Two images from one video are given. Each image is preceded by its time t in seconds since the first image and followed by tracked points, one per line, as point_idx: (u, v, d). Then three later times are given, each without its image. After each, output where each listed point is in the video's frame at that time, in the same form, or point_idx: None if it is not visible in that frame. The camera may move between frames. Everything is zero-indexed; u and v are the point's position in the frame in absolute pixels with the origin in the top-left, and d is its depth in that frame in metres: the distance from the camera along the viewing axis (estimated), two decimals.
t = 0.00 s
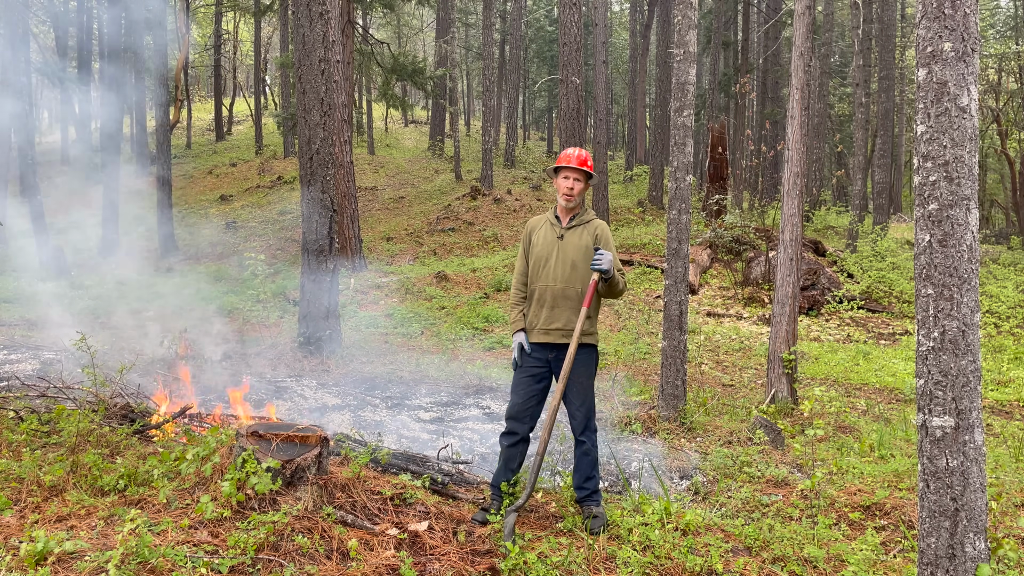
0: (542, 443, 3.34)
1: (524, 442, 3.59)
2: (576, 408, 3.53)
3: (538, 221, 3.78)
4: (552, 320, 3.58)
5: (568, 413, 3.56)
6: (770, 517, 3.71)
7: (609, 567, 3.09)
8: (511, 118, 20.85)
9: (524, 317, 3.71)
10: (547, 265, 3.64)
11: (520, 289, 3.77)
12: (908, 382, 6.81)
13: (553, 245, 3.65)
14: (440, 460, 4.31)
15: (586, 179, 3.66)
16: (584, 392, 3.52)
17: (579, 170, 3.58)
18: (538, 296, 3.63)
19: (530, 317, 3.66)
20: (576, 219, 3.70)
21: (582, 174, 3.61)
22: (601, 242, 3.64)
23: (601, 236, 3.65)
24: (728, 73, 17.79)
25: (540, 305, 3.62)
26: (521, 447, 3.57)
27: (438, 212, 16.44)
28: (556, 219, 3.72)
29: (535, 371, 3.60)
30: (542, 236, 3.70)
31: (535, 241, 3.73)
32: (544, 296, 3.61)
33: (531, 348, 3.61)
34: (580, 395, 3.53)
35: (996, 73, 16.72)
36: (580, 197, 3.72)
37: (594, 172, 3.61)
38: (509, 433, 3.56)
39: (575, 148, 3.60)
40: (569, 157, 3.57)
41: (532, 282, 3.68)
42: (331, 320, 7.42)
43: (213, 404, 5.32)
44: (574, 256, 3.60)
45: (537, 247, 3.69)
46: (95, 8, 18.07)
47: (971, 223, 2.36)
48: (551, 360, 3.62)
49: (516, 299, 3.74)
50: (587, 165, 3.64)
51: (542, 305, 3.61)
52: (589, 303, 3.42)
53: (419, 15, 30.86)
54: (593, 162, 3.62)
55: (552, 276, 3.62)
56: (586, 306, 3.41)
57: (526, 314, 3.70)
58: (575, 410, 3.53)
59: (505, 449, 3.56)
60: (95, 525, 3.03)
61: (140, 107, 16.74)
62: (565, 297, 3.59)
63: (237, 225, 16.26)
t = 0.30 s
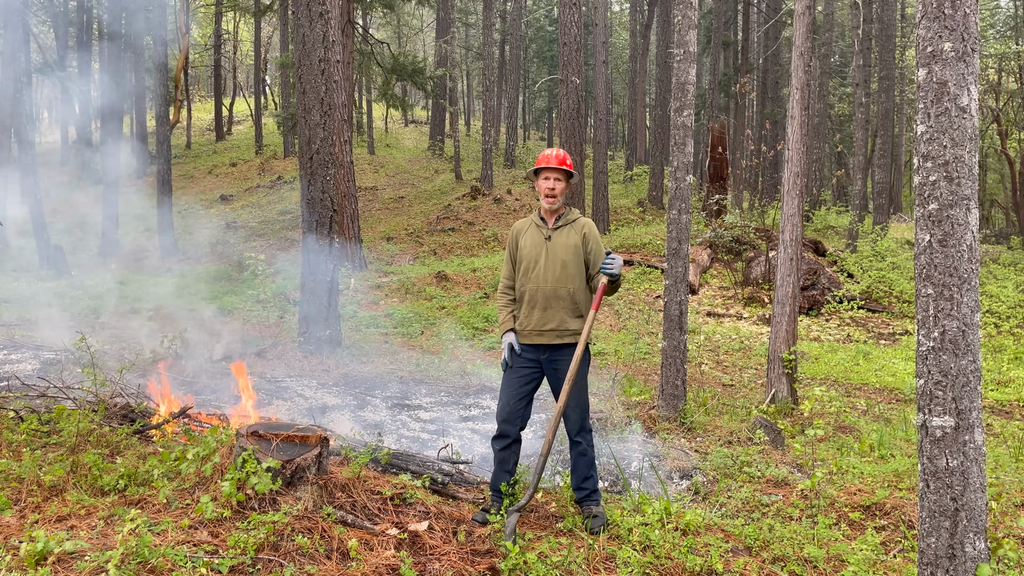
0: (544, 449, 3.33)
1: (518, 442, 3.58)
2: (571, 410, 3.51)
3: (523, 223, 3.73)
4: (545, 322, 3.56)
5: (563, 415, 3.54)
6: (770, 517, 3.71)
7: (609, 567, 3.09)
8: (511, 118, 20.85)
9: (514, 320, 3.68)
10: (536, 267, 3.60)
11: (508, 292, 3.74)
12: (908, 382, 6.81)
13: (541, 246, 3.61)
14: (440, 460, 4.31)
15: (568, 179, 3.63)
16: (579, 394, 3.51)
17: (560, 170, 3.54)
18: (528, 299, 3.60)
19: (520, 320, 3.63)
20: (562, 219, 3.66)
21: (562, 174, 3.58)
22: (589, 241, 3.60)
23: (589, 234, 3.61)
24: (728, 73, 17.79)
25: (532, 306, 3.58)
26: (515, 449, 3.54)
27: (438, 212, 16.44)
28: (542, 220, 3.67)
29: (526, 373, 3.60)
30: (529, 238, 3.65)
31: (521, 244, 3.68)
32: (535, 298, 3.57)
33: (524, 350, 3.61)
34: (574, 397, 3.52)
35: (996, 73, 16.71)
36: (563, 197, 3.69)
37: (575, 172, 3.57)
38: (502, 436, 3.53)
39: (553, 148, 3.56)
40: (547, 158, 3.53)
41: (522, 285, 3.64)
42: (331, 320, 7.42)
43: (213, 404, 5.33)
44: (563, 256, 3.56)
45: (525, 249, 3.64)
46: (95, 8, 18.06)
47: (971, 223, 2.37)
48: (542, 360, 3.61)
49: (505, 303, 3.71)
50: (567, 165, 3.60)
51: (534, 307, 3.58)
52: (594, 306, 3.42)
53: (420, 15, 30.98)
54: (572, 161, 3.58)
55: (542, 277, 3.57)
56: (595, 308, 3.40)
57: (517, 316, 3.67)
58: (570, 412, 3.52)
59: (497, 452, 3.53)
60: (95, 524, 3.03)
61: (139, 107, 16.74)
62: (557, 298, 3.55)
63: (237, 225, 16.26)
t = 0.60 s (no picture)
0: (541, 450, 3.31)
1: (517, 443, 3.58)
2: (569, 410, 3.51)
3: (517, 223, 3.71)
4: (543, 323, 3.55)
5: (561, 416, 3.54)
6: (770, 517, 3.71)
7: (609, 566, 3.09)
8: (511, 118, 20.84)
9: (511, 320, 3.67)
10: (533, 268, 3.59)
11: (503, 293, 3.72)
12: (908, 382, 6.81)
13: (536, 248, 3.60)
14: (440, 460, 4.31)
15: (561, 180, 3.63)
16: (577, 394, 3.51)
17: (556, 170, 3.54)
18: (525, 300, 3.58)
19: (518, 322, 3.61)
20: (556, 219, 3.65)
21: (555, 175, 3.59)
22: (585, 241, 3.62)
23: (585, 235, 3.62)
24: (728, 73, 17.79)
25: (529, 308, 3.57)
26: (514, 449, 3.55)
27: (438, 212, 16.44)
28: (536, 221, 3.66)
29: (522, 372, 3.59)
30: (524, 239, 3.64)
31: (516, 245, 3.66)
32: (533, 299, 3.56)
33: (519, 350, 3.61)
34: (572, 398, 3.51)
35: (996, 73, 16.71)
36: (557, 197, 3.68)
37: (568, 172, 3.57)
38: (500, 436, 3.53)
39: (546, 149, 3.56)
40: (541, 159, 3.52)
41: (519, 286, 3.62)
42: (330, 320, 7.42)
43: (212, 404, 5.34)
44: (559, 257, 3.56)
45: (520, 250, 3.63)
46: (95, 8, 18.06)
47: (971, 223, 2.37)
48: (540, 361, 3.61)
49: (500, 304, 3.68)
50: (560, 165, 3.60)
51: (531, 308, 3.57)
52: (591, 306, 3.43)
53: (420, 15, 31.05)
54: (566, 161, 3.58)
55: (539, 278, 3.57)
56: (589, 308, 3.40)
57: (513, 317, 3.66)
58: (568, 413, 3.51)
59: (496, 452, 3.53)
60: (95, 524, 3.03)
61: (139, 107, 16.73)
62: (555, 299, 3.55)
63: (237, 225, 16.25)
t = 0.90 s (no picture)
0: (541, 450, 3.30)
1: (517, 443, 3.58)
2: (569, 410, 3.51)
3: (516, 223, 3.71)
4: (544, 323, 3.56)
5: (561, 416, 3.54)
6: (770, 517, 3.71)
7: (609, 566, 3.09)
8: (511, 118, 20.83)
9: (511, 321, 3.66)
10: (532, 269, 3.59)
11: (504, 293, 3.71)
12: (907, 382, 6.81)
13: (536, 248, 3.60)
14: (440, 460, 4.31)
15: (560, 180, 3.62)
16: (577, 394, 3.51)
17: (558, 168, 3.54)
18: (526, 300, 3.58)
19: (519, 322, 3.61)
20: (556, 219, 3.65)
21: (555, 174, 3.58)
22: (585, 241, 3.62)
23: (585, 234, 3.62)
24: (728, 73, 17.79)
25: (530, 308, 3.57)
26: (515, 449, 3.54)
27: (438, 212, 16.43)
28: (536, 221, 3.66)
29: (522, 372, 3.59)
30: (524, 238, 3.63)
31: (516, 245, 3.65)
32: (533, 300, 3.56)
33: (520, 350, 3.60)
34: (572, 398, 3.51)
35: (996, 73, 16.70)
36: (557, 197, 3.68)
37: (567, 172, 3.57)
38: (501, 437, 3.53)
39: (546, 148, 3.55)
40: (540, 159, 3.52)
41: (519, 286, 3.62)
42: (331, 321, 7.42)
43: (213, 404, 5.34)
44: (560, 256, 3.56)
45: (521, 250, 3.62)
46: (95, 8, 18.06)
47: (971, 223, 2.36)
48: (540, 361, 3.61)
49: (500, 304, 3.68)
50: (560, 164, 3.59)
51: (532, 309, 3.57)
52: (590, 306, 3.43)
53: (420, 15, 31.09)
54: (565, 161, 3.58)
55: (539, 279, 3.56)
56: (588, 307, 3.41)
57: (514, 318, 3.65)
58: (569, 413, 3.51)
59: (496, 453, 3.53)
60: (95, 524, 3.03)
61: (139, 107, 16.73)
62: (555, 300, 3.55)
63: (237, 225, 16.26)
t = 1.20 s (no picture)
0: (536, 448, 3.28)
1: (517, 442, 3.57)
2: (568, 410, 3.51)
3: (523, 225, 3.76)
4: (539, 323, 3.54)
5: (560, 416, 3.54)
6: (770, 517, 3.71)
7: (609, 567, 3.10)
8: (510, 118, 20.82)
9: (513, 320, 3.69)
10: (532, 268, 3.60)
11: (506, 293, 3.75)
12: (907, 382, 6.81)
13: (536, 247, 3.62)
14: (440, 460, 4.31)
15: (561, 179, 3.62)
16: (575, 394, 3.50)
17: (543, 174, 3.53)
18: (524, 299, 3.59)
19: (517, 321, 3.62)
20: (557, 219, 3.65)
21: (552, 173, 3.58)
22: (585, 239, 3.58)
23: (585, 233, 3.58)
24: (728, 73, 17.80)
25: (526, 307, 3.58)
26: (514, 448, 3.54)
27: (438, 212, 16.43)
28: (539, 221, 3.68)
29: (522, 369, 3.59)
30: (527, 239, 3.67)
31: (520, 246, 3.71)
32: (530, 298, 3.57)
33: (517, 349, 3.61)
34: (570, 397, 3.50)
35: (996, 73, 16.70)
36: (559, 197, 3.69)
37: (565, 170, 3.56)
38: (500, 436, 3.53)
39: (544, 148, 3.57)
40: (538, 157, 3.54)
41: (519, 287, 3.65)
42: (331, 321, 7.42)
43: (213, 404, 5.33)
44: (557, 256, 3.55)
45: (523, 251, 3.66)
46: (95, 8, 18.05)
47: (971, 223, 2.37)
48: (538, 361, 3.59)
49: (501, 303, 3.72)
50: (559, 164, 3.59)
51: (528, 308, 3.58)
52: (579, 301, 3.37)
53: (420, 15, 31.17)
54: (564, 160, 3.57)
55: (536, 278, 3.57)
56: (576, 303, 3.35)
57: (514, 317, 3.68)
58: (568, 412, 3.51)
59: (496, 452, 3.53)
60: (95, 525, 3.03)
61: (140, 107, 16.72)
62: (551, 299, 3.54)
63: (237, 225, 16.27)
